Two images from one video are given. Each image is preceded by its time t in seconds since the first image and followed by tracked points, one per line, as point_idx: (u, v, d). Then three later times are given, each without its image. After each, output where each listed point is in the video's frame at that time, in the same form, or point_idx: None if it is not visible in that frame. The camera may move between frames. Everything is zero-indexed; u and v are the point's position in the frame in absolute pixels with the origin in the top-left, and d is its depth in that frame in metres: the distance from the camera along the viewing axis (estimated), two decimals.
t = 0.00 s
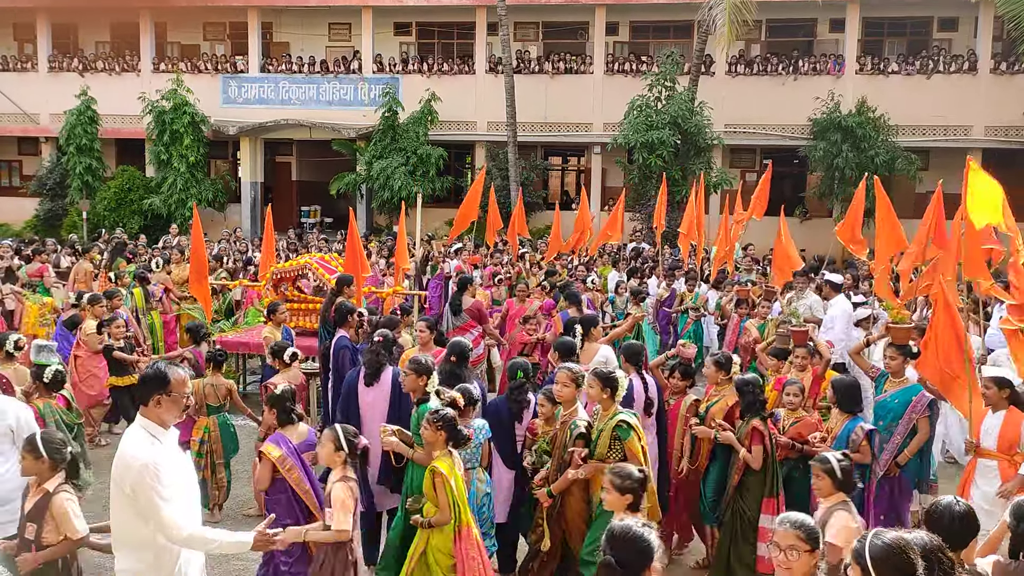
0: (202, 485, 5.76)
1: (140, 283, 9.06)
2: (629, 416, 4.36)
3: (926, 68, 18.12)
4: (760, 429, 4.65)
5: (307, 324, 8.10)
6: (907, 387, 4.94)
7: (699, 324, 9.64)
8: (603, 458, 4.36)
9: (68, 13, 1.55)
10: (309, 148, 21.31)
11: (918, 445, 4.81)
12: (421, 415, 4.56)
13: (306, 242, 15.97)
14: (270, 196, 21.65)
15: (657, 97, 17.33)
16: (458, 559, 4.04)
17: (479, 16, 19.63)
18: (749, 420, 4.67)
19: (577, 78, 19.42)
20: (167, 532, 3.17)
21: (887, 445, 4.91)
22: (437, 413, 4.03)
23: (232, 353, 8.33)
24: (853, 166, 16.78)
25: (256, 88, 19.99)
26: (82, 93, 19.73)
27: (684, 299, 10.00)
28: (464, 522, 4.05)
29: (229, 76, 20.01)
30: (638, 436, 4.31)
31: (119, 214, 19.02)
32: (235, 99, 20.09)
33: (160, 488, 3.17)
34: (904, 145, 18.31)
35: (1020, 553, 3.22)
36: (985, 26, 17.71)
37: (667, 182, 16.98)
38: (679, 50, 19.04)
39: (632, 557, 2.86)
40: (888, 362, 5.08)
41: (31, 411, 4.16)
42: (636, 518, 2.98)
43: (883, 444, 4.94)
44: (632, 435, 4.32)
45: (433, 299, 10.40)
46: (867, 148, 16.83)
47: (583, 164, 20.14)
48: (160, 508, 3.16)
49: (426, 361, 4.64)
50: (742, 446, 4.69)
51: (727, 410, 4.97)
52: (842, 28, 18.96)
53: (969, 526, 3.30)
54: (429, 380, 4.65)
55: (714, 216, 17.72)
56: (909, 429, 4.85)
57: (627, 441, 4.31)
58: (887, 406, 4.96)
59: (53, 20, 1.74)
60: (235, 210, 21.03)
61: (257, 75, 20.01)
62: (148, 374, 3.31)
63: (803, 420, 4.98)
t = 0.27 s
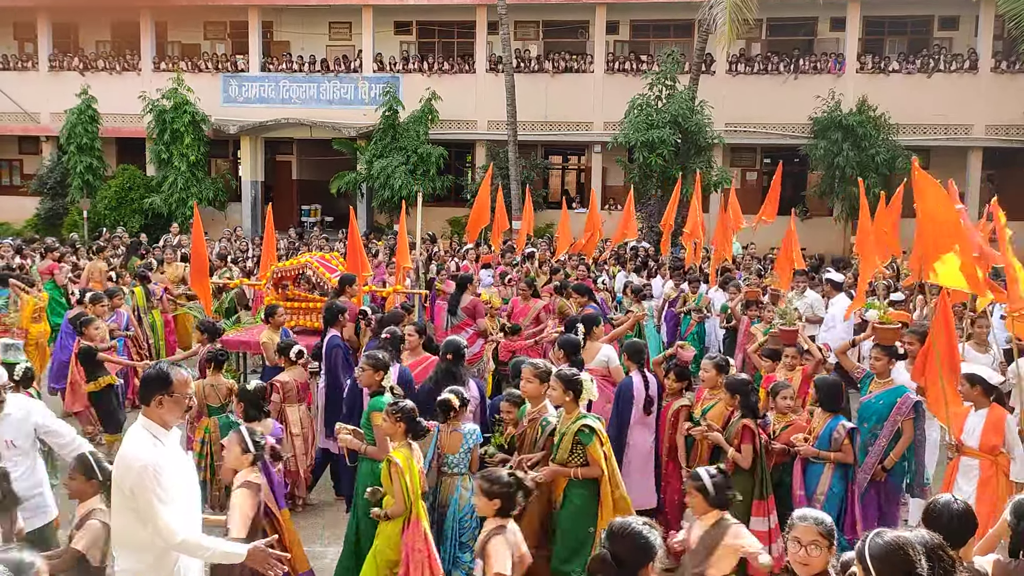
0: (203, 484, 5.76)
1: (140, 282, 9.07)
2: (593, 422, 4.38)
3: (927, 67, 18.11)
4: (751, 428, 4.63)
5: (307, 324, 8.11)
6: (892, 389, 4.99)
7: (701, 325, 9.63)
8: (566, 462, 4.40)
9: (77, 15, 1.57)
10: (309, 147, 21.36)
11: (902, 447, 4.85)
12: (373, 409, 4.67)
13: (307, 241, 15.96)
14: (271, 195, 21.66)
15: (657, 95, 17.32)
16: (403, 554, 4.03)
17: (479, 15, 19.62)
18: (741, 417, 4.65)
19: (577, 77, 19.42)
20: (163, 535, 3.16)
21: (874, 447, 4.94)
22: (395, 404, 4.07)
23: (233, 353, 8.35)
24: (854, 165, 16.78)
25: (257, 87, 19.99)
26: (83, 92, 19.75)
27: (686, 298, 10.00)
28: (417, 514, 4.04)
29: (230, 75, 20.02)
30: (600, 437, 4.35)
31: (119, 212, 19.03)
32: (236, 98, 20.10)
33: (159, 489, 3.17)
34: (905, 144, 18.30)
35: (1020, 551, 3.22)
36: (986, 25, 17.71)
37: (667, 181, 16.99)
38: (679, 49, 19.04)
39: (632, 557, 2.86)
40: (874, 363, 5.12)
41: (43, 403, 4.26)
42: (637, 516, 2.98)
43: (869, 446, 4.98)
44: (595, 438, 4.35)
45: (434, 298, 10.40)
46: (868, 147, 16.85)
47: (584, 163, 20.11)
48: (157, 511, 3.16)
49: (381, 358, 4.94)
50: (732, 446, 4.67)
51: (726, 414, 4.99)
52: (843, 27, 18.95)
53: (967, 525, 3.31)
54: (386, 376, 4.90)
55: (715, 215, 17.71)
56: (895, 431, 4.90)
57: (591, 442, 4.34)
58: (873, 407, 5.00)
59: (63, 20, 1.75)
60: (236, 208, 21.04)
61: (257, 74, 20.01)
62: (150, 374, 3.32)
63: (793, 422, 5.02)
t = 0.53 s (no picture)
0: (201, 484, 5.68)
1: (139, 280, 8.98)
2: (555, 425, 4.31)
3: (931, 64, 18.02)
4: (749, 428, 4.49)
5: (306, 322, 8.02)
6: (883, 389, 4.83)
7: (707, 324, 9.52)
8: (531, 465, 4.33)
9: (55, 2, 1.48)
10: (309, 144, 21.30)
11: (890, 448, 4.70)
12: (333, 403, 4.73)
13: (307, 239, 15.88)
14: (271, 193, 21.58)
15: (660, 93, 17.24)
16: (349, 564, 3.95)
17: (481, 11, 19.53)
18: (740, 417, 4.50)
19: (579, 74, 19.35)
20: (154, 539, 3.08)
21: (862, 447, 4.78)
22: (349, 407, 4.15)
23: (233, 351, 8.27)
24: (857, 162, 16.70)
25: (257, 84, 19.91)
26: (82, 90, 19.67)
27: (689, 296, 9.93)
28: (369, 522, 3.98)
29: (230, 72, 19.94)
30: (561, 440, 4.27)
31: (119, 211, 18.95)
32: (235, 95, 20.02)
33: (159, 490, 3.11)
34: (909, 141, 18.22)
35: None
36: (990, 21, 17.62)
37: (669, 179, 16.92)
38: (682, 46, 18.96)
39: (644, 557, 2.79)
40: (865, 362, 4.94)
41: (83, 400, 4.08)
42: (645, 515, 2.91)
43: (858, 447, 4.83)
44: (555, 442, 4.27)
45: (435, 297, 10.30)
46: (871, 144, 16.78)
47: (586, 161, 20.00)
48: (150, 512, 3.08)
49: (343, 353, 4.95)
50: (729, 447, 4.52)
51: (719, 415, 4.64)
52: (846, 24, 18.87)
53: (972, 524, 3.23)
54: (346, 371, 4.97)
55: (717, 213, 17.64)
56: (884, 432, 4.75)
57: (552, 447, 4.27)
58: (862, 407, 4.85)
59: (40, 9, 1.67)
60: (235, 206, 20.95)
61: (257, 71, 19.92)
62: (145, 372, 3.26)
63: (790, 424, 4.93)
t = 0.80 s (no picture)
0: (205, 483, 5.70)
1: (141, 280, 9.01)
2: (521, 427, 4.26)
3: (932, 63, 18.04)
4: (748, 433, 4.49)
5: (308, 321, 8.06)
6: (874, 393, 4.81)
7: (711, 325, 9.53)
8: (493, 466, 4.28)
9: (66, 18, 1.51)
10: (311, 143, 21.34)
11: (883, 453, 4.65)
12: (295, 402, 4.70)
13: (308, 239, 15.90)
14: (273, 192, 21.61)
15: (660, 92, 17.26)
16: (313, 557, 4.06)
17: (481, 10, 19.54)
18: (738, 422, 4.51)
19: (579, 73, 19.37)
20: (161, 532, 3.11)
21: (853, 453, 4.73)
22: (308, 399, 4.11)
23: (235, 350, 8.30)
24: (858, 161, 16.71)
25: (258, 83, 19.95)
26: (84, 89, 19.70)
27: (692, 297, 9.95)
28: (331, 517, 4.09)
29: (232, 72, 19.97)
30: (523, 443, 4.23)
31: (121, 210, 19.00)
32: (237, 94, 20.06)
33: (165, 482, 3.14)
34: (910, 140, 18.23)
35: None
36: (991, 21, 17.62)
37: (670, 177, 16.93)
38: (683, 45, 18.97)
39: (655, 558, 2.82)
40: (856, 365, 4.91)
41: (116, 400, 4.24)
42: (654, 515, 2.92)
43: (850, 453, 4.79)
44: (518, 444, 4.23)
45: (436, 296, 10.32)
46: (872, 143, 16.80)
47: (587, 160, 20.01)
48: (159, 504, 3.11)
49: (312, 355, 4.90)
50: (726, 452, 4.50)
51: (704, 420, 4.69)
52: (847, 23, 18.87)
53: (972, 523, 3.24)
54: (313, 372, 4.91)
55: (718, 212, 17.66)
56: (875, 437, 4.70)
57: (516, 449, 4.24)
58: (853, 411, 4.83)
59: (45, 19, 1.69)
60: (237, 205, 20.98)
61: (259, 70, 19.95)
62: (148, 366, 3.37)
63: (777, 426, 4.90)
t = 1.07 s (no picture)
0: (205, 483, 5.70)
1: (142, 278, 9.01)
2: (476, 427, 4.14)
3: (934, 61, 18.03)
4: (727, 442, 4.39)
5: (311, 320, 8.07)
6: (867, 394, 4.72)
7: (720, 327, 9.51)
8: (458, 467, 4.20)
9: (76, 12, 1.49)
10: (313, 142, 21.36)
11: (878, 456, 4.57)
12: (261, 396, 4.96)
13: (310, 237, 15.90)
14: (275, 191, 21.62)
15: (662, 90, 17.26)
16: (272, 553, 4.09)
17: (483, 9, 19.54)
18: (718, 432, 4.40)
19: (581, 72, 19.36)
20: (157, 525, 3.14)
21: (847, 454, 4.66)
22: (276, 400, 4.14)
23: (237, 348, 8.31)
24: (859, 160, 16.70)
25: (260, 81, 19.96)
26: (85, 88, 19.71)
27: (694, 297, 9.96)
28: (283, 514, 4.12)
29: (233, 70, 19.98)
30: (482, 442, 4.10)
31: (122, 208, 19.02)
32: (238, 93, 20.06)
33: (161, 476, 3.16)
34: (911, 139, 18.22)
35: None
36: (993, 19, 17.60)
37: (671, 176, 16.93)
38: (684, 44, 18.96)
39: (658, 557, 2.81)
40: (850, 366, 4.85)
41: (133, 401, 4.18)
42: (658, 514, 2.93)
43: (843, 455, 4.71)
44: (476, 443, 4.10)
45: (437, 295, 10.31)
46: (874, 142, 16.79)
47: (588, 159, 20.00)
48: (155, 497, 3.13)
49: (276, 346, 5.13)
50: (706, 460, 4.41)
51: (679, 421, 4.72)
52: (848, 22, 18.86)
53: (974, 520, 3.24)
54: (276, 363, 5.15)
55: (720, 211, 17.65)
56: (869, 439, 4.62)
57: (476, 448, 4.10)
58: (847, 413, 4.74)
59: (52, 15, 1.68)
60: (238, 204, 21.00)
61: (260, 69, 19.96)
62: (147, 363, 3.48)
63: (762, 425, 4.69)
